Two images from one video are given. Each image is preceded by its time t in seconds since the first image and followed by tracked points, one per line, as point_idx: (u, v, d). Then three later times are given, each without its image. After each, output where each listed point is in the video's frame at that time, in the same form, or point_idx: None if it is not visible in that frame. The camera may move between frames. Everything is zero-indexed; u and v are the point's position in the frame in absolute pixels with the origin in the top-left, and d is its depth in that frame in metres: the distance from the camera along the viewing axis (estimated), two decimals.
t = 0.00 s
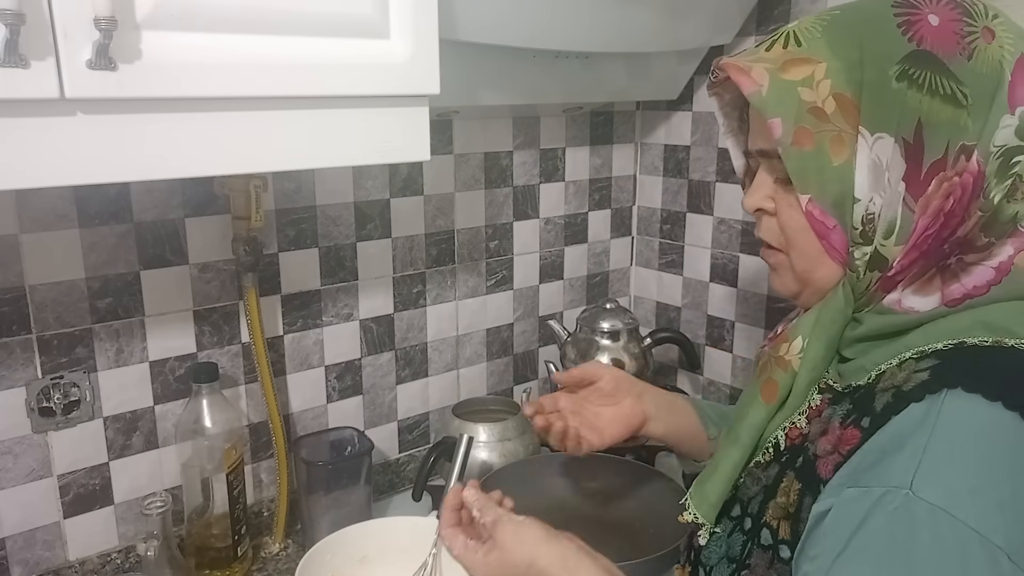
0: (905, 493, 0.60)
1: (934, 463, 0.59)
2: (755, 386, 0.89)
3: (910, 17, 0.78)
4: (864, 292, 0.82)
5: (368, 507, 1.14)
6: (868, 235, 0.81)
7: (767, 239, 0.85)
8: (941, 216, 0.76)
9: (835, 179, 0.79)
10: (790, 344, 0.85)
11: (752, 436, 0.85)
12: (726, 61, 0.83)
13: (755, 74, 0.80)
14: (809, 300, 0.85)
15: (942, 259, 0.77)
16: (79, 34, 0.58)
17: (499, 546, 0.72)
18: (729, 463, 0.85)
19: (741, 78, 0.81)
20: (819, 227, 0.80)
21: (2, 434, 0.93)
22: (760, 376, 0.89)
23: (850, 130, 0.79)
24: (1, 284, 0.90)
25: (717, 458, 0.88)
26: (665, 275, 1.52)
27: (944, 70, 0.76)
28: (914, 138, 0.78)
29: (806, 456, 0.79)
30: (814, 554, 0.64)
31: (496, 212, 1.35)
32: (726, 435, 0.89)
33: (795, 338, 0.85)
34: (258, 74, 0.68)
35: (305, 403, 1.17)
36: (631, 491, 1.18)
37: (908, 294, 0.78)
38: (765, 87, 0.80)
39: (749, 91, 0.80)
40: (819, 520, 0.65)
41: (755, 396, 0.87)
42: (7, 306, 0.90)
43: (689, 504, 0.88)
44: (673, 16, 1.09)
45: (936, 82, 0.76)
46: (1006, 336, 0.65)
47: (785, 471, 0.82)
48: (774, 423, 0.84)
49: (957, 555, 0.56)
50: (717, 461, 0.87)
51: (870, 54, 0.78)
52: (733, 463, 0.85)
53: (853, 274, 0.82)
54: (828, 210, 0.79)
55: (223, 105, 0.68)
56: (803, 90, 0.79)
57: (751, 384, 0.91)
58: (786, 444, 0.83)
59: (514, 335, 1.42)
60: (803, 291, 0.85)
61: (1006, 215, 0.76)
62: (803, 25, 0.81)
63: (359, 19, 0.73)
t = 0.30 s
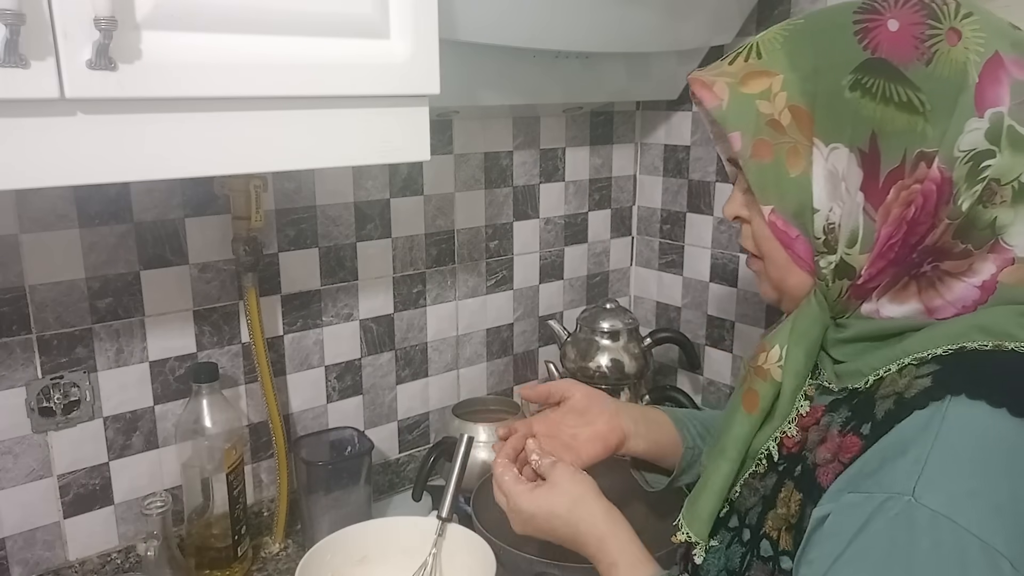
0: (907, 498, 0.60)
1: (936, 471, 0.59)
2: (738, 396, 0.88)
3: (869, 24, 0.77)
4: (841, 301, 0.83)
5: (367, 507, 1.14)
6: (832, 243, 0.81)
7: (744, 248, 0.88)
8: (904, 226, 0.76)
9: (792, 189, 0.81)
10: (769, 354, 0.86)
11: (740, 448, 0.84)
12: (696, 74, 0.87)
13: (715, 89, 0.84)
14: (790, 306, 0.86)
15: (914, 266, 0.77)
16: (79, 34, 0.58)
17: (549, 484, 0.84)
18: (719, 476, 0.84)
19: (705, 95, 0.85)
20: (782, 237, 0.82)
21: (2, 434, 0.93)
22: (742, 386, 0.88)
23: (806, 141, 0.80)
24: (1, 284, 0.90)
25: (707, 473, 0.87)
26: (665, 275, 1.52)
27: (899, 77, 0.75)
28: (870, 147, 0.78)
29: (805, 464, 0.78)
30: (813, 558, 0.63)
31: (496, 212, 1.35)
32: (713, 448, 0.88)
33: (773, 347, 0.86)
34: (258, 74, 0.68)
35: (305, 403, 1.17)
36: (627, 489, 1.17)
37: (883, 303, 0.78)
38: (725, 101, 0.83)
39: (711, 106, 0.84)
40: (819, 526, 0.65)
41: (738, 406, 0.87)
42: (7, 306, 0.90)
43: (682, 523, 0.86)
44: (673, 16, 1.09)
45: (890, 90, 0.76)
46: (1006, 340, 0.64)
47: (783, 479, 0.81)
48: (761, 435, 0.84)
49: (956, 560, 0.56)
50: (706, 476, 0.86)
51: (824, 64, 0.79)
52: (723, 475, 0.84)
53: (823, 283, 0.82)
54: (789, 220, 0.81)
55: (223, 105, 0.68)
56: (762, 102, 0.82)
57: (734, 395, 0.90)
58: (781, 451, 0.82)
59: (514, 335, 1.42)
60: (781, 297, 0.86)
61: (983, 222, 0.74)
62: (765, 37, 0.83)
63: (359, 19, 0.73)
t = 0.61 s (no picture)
0: (881, 497, 0.54)
1: (911, 466, 0.53)
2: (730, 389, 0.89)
3: (824, 37, 0.79)
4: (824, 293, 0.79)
5: (367, 507, 1.14)
6: (797, 245, 0.83)
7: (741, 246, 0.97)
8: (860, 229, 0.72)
9: (756, 195, 0.88)
10: (755, 348, 0.86)
11: (727, 439, 0.85)
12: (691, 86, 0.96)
13: (694, 104, 0.92)
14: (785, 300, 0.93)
15: (882, 270, 0.71)
16: (79, 34, 0.58)
17: (518, 522, 0.75)
18: (707, 466, 0.86)
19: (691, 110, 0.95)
20: (756, 240, 0.90)
21: (2, 434, 0.93)
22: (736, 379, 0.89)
23: (766, 151, 0.86)
24: (1, 284, 0.90)
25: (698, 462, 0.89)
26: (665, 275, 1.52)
27: (847, 88, 0.76)
28: (822, 155, 0.79)
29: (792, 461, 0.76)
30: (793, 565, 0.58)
31: (496, 212, 1.35)
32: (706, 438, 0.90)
33: (758, 342, 0.86)
34: (259, 74, 0.68)
35: (306, 403, 1.17)
36: (631, 489, 1.19)
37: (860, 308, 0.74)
38: (700, 115, 0.92)
39: (693, 118, 0.93)
40: (801, 529, 0.59)
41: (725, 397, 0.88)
42: (7, 306, 0.90)
43: (675, 511, 0.90)
44: (673, 16, 1.09)
45: (837, 100, 0.77)
46: (983, 339, 0.59)
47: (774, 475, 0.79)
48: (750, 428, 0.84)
49: (934, 564, 0.50)
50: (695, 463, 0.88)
51: (782, 78, 0.83)
52: (710, 464, 0.86)
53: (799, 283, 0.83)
54: (760, 224, 0.89)
55: (223, 105, 0.68)
56: (732, 115, 0.89)
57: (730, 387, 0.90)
58: (772, 447, 0.80)
59: (514, 335, 1.42)
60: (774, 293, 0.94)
61: (948, 226, 0.65)
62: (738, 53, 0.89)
63: (359, 19, 0.73)
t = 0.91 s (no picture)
0: (895, 486, 0.56)
1: (922, 456, 0.55)
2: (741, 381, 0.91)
3: (852, 29, 0.81)
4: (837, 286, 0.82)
5: (367, 507, 1.14)
6: (820, 236, 0.84)
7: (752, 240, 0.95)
8: (888, 218, 0.74)
9: (781, 183, 0.88)
10: (766, 339, 0.87)
11: (736, 429, 0.87)
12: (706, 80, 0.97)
13: (714, 93, 0.94)
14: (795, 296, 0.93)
15: (904, 258, 0.74)
16: (79, 34, 0.58)
17: (489, 561, 0.72)
18: (715, 455, 0.88)
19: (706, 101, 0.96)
20: (776, 229, 0.89)
21: (2, 434, 0.93)
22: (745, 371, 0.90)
23: (793, 139, 0.87)
24: (1, 284, 0.90)
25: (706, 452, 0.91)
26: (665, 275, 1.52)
27: (876, 80, 0.77)
28: (852, 143, 0.80)
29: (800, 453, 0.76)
30: (810, 554, 0.60)
31: (496, 211, 1.35)
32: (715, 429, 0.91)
33: (771, 335, 0.87)
34: (259, 74, 0.68)
35: (305, 403, 1.17)
36: (632, 489, 1.19)
37: (875, 295, 0.76)
38: (721, 104, 0.93)
39: (712, 108, 0.95)
40: (813, 520, 0.61)
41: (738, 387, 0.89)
42: (7, 306, 0.90)
43: (680, 499, 0.91)
44: (673, 16, 1.09)
45: (869, 90, 0.78)
46: (992, 331, 0.61)
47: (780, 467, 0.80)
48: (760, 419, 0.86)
49: (945, 551, 0.52)
50: (702, 454, 0.90)
51: (811, 67, 0.85)
52: (717, 455, 0.88)
53: (817, 274, 0.84)
54: (781, 214, 0.89)
55: (223, 105, 0.68)
56: (754, 104, 0.91)
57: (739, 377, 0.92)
58: (780, 439, 0.81)
59: (514, 335, 1.43)
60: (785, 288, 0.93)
61: (968, 216, 0.69)
62: (761, 45, 0.91)
63: (360, 19, 0.73)
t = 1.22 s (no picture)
0: (928, 479, 0.61)
1: (951, 448, 0.62)
2: (761, 378, 0.91)
3: (896, 20, 0.83)
4: (867, 285, 0.85)
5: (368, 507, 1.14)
6: (873, 224, 0.82)
7: (767, 241, 0.87)
8: (939, 205, 0.80)
9: (838, 171, 0.81)
10: (798, 337, 0.86)
11: (763, 428, 0.87)
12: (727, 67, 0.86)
13: (756, 76, 0.82)
14: (814, 296, 0.87)
15: (939, 246, 0.81)
16: (79, 34, 0.58)
17: None
18: (740, 455, 0.88)
19: (741, 83, 0.84)
20: (826, 221, 0.82)
21: (2, 434, 0.93)
22: (766, 369, 0.91)
23: (852, 124, 0.80)
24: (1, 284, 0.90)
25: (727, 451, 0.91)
26: (665, 275, 1.52)
27: (934, 68, 0.80)
28: (912, 130, 0.80)
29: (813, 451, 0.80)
30: (848, 548, 0.65)
31: (496, 211, 1.35)
32: (739, 426, 0.90)
33: (801, 330, 0.86)
34: (259, 74, 0.68)
35: (306, 403, 1.17)
36: (632, 489, 1.19)
37: (910, 283, 0.81)
38: (767, 87, 0.82)
39: (752, 92, 0.83)
40: (843, 515, 0.66)
41: (765, 384, 0.90)
42: (7, 306, 0.90)
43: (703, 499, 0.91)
44: (674, 16, 1.09)
45: (927, 77, 0.80)
46: (1005, 320, 0.68)
47: (794, 468, 0.81)
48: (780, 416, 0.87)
49: (982, 536, 0.59)
50: (729, 453, 0.89)
51: (868, 52, 0.80)
52: (745, 455, 0.87)
53: (860, 266, 0.84)
54: (834, 202, 0.81)
55: (223, 105, 0.68)
56: (803, 88, 0.81)
57: (759, 373, 0.92)
58: (792, 439, 0.83)
59: (514, 335, 1.43)
60: (805, 287, 0.86)
61: (988, 205, 0.82)
62: (796, 31, 0.84)
63: (360, 20, 0.73)
